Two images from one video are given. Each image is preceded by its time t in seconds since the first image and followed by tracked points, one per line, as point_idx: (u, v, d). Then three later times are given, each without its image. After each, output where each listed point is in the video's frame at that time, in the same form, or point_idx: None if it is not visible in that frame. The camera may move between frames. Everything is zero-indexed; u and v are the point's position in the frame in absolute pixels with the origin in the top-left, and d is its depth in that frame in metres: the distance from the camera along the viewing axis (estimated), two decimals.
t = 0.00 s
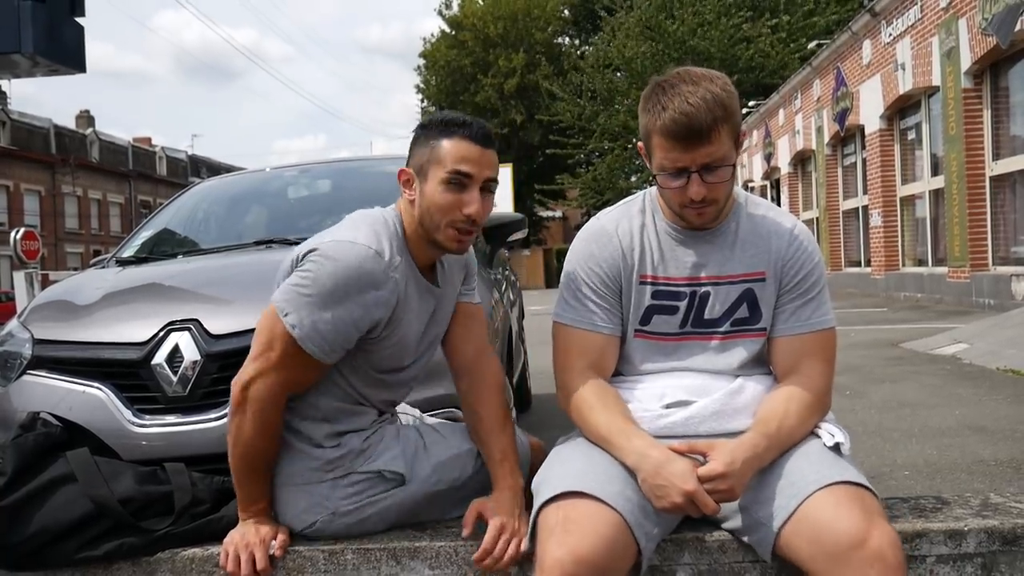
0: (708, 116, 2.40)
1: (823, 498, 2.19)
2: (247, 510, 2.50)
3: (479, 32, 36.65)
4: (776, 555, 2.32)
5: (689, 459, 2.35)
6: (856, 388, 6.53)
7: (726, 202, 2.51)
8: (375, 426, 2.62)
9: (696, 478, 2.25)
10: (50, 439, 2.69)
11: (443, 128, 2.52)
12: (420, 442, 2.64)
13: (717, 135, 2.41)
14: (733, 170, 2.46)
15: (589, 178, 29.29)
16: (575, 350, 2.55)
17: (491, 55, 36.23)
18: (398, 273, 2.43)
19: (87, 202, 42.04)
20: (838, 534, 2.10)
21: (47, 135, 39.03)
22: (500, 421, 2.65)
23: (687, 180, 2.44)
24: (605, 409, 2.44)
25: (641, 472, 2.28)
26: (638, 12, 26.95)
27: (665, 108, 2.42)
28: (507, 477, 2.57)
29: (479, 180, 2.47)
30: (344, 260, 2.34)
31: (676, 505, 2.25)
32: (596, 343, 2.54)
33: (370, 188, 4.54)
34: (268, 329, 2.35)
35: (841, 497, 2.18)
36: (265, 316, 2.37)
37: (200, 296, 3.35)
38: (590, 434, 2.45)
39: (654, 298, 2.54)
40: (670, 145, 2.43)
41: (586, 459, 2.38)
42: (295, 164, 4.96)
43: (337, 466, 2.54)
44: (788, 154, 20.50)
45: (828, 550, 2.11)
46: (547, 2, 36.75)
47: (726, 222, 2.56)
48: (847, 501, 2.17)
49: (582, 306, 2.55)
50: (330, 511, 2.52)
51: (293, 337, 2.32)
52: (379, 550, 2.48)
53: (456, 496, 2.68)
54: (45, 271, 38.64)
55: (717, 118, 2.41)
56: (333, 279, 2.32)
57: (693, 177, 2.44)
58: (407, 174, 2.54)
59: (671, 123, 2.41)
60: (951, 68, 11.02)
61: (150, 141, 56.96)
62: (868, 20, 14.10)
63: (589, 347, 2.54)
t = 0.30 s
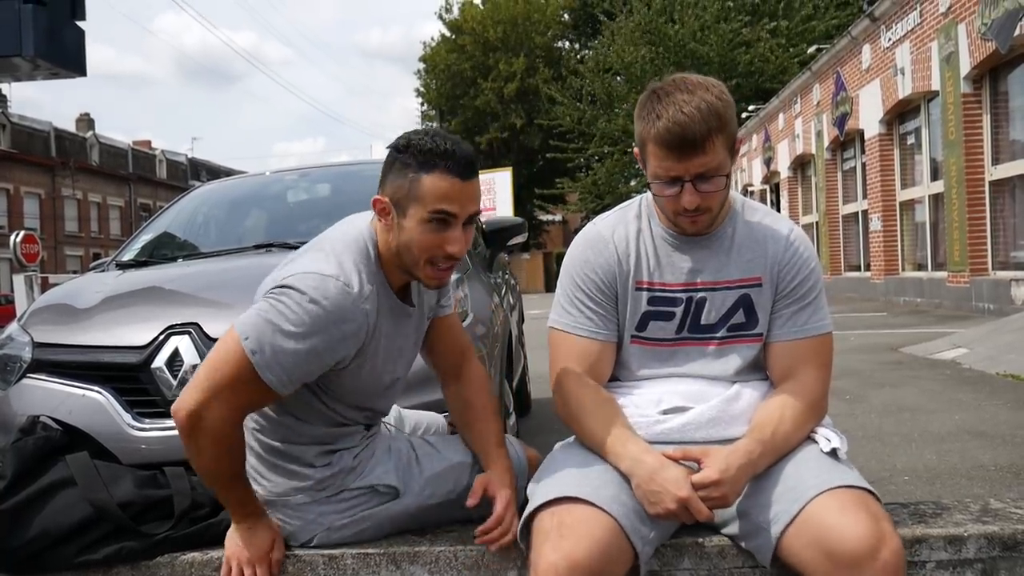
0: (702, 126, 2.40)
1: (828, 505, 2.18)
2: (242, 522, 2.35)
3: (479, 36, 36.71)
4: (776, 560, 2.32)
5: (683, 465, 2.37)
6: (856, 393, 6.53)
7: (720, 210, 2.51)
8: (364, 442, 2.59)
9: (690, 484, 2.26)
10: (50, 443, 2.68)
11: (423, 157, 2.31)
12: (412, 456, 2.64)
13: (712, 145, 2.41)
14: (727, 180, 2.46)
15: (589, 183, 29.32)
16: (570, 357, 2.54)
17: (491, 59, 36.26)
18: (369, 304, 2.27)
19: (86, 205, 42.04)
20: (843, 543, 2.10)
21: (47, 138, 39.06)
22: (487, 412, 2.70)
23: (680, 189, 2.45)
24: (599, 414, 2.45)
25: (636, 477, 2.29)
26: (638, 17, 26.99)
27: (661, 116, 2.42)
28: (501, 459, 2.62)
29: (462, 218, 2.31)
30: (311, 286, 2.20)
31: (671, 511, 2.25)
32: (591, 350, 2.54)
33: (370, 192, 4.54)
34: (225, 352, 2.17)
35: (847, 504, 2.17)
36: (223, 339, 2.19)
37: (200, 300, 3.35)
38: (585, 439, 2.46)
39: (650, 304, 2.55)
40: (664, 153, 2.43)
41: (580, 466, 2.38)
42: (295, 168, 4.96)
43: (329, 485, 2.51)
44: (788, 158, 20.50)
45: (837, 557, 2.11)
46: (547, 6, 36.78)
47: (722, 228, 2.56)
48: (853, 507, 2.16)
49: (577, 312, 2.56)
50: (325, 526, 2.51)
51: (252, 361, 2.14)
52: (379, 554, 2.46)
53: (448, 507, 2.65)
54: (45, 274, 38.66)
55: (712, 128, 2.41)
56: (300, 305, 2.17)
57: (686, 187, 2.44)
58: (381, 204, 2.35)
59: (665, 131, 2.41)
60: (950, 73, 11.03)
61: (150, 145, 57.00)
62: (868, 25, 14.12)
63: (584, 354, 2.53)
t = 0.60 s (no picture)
0: (707, 133, 2.41)
1: (829, 504, 2.20)
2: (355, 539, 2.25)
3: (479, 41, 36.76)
4: (781, 562, 2.32)
5: (694, 469, 2.36)
6: (859, 396, 6.53)
7: (723, 215, 2.52)
8: (368, 451, 2.57)
9: (702, 488, 2.26)
10: (53, 450, 2.68)
11: (390, 163, 2.28)
12: (418, 467, 2.62)
13: (716, 153, 2.42)
14: (731, 186, 2.47)
15: (590, 187, 29.32)
16: (572, 362, 2.55)
17: (491, 64, 36.30)
18: (355, 304, 2.28)
19: (88, 213, 42.06)
20: (848, 538, 2.10)
21: (48, 145, 39.10)
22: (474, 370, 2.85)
23: (685, 196, 2.45)
24: (608, 419, 2.44)
25: (646, 482, 2.28)
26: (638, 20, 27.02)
27: (666, 124, 2.43)
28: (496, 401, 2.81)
29: (441, 214, 2.30)
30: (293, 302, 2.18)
31: (683, 516, 2.25)
32: (594, 354, 2.54)
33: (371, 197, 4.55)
34: (231, 398, 2.12)
35: (847, 502, 2.18)
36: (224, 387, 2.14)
37: (202, 306, 3.35)
38: (591, 444, 2.46)
39: (655, 308, 2.55)
40: (668, 160, 2.44)
41: (589, 472, 2.38)
42: (297, 173, 4.97)
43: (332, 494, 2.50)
44: (789, 161, 20.51)
45: (838, 555, 2.11)
46: (547, 10, 36.82)
47: (723, 232, 2.57)
48: (855, 506, 2.17)
49: (581, 318, 2.56)
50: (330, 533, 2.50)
51: (264, 391, 2.11)
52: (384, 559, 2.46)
53: (457, 518, 2.64)
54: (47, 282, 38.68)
55: (717, 136, 2.42)
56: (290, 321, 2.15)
57: (691, 194, 2.45)
58: (356, 214, 2.32)
59: (669, 138, 2.42)
60: (951, 75, 11.04)
61: (151, 151, 57.10)
62: (868, 28, 14.12)
63: (588, 359, 2.54)
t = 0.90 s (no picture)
0: (709, 134, 2.41)
1: (829, 510, 2.19)
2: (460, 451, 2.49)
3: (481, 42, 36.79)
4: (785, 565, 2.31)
5: (696, 471, 2.37)
6: (863, 396, 6.52)
7: (728, 215, 2.52)
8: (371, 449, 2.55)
9: (702, 491, 2.26)
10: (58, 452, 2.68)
11: (402, 153, 2.32)
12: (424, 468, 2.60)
13: (719, 154, 2.42)
14: (735, 186, 2.47)
15: (593, 189, 29.33)
16: (578, 361, 2.55)
17: (494, 65, 36.33)
18: (365, 292, 2.32)
19: (92, 215, 42.16)
20: (847, 545, 2.10)
21: (52, 148, 39.19)
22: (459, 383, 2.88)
23: (688, 197, 2.45)
24: (610, 419, 2.45)
25: (647, 484, 2.28)
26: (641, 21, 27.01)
27: (669, 125, 2.43)
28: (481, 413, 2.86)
29: (451, 204, 2.34)
30: (302, 305, 2.24)
31: (683, 518, 2.25)
32: (602, 353, 2.54)
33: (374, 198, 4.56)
34: (301, 418, 2.24)
35: (849, 508, 2.17)
36: (288, 412, 2.25)
37: (206, 308, 3.36)
38: (594, 443, 2.47)
39: (661, 308, 2.55)
40: (672, 162, 2.44)
41: (592, 473, 2.37)
42: (300, 175, 4.97)
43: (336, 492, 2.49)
44: (792, 161, 20.51)
45: (838, 562, 2.11)
46: (549, 11, 36.81)
47: (731, 231, 2.56)
48: (854, 511, 2.16)
49: (587, 317, 2.56)
50: (335, 532, 2.50)
51: (325, 396, 2.22)
52: (387, 561, 2.46)
53: (462, 518, 2.64)
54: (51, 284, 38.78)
55: (719, 136, 2.42)
56: (315, 330, 2.22)
57: (694, 194, 2.45)
58: (366, 205, 2.35)
59: (673, 140, 2.42)
60: (954, 75, 11.03)
61: (154, 154, 57.24)
62: (871, 28, 14.10)
63: (595, 358, 2.53)
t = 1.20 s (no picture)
0: (709, 133, 2.40)
1: (834, 508, 2.19)
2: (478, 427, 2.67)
3: (485, 42, 36.78)
4: (786, 564, 2.31)
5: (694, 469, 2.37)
6: (867, 396, 6.51)
7: (728, 215, 2.52)
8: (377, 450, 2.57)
9: (700, 488, 2.27)
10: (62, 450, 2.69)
11: (428, 141, 2.51)
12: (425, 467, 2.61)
13: (719, 152, 2.42)
14: (734, 186, 2.47)
15: (596, 188, 29.32)
16: (578, 359, 2.56)
17: (497, 64, 36.33)
18: (403, 279, 2.40)
19: (95, 214, 42.20)
20: (851, 547, 2.09)
21: (56, 148, 39.24)
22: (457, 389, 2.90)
23: (688, 196, 2.46)
24: (608, 417, 2.45)
25: (646, 482, 2.28)
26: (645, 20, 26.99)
27: (670, 124, 2.42)
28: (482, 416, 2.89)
29: (469, 192, 2.48)
30: (347, 287, 2.30)
31: (681, 515, 2.25)
32: (602, 352, 2.54)
33: (377, 197, 4.56)
34: (344, 399, 2.29)
35: (855, 508, 2.17)
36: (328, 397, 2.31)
37: (209, 307, 3.36)
38: (594, 440, 2.47)
39: (661, 306, 2.55)
40: (672, 160, 2.44)
41: (593, 469, 2.38)
42: (303, 174, 4.98)
43: (343, 490, 2.50)
44: (796, 160, 20.49)
45: (840, 563, 2.11)
46: (552, 10, 36.77)
47: (731, 230, 2.57)
48: (859, 511, 2.16)
49: (587, 315, 2.56)
50: (338, 530, 2.51)
51: (370, 378, 2.29)
52: (389, 559, 2.47)
53: (464, 516, 2.64)
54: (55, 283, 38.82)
55: (719, 135, 2.42)
56: (363, 313, 2.30)
57: (693, 194, 2.45)
58: (392, 192, 2.51)
59: (674, 139, 2.41)
60: (959, 74, 11.01)
61: (157, 153, 57.31)
62: (875, 27, 14.08)
63: (595, 355, 2.54)
